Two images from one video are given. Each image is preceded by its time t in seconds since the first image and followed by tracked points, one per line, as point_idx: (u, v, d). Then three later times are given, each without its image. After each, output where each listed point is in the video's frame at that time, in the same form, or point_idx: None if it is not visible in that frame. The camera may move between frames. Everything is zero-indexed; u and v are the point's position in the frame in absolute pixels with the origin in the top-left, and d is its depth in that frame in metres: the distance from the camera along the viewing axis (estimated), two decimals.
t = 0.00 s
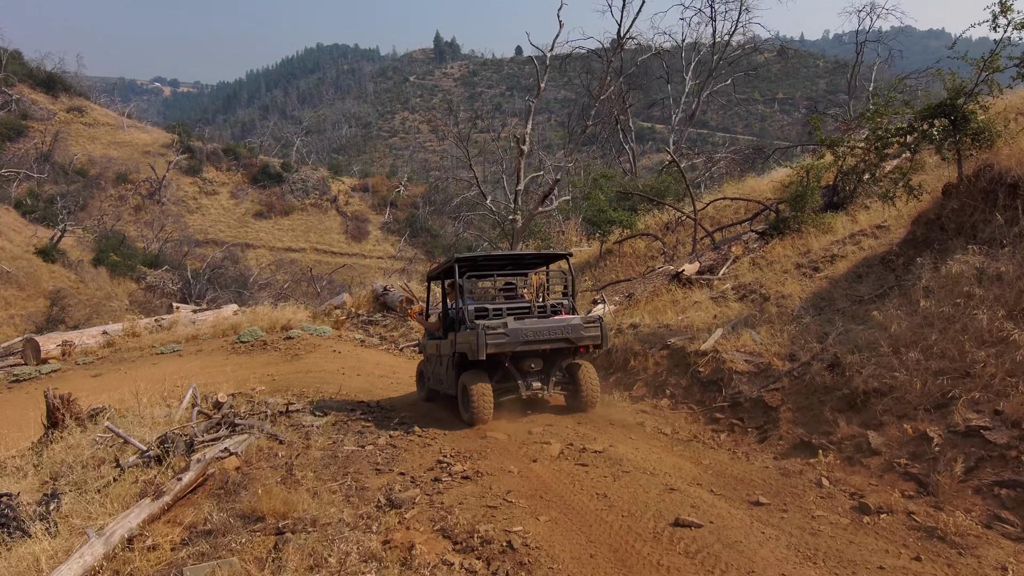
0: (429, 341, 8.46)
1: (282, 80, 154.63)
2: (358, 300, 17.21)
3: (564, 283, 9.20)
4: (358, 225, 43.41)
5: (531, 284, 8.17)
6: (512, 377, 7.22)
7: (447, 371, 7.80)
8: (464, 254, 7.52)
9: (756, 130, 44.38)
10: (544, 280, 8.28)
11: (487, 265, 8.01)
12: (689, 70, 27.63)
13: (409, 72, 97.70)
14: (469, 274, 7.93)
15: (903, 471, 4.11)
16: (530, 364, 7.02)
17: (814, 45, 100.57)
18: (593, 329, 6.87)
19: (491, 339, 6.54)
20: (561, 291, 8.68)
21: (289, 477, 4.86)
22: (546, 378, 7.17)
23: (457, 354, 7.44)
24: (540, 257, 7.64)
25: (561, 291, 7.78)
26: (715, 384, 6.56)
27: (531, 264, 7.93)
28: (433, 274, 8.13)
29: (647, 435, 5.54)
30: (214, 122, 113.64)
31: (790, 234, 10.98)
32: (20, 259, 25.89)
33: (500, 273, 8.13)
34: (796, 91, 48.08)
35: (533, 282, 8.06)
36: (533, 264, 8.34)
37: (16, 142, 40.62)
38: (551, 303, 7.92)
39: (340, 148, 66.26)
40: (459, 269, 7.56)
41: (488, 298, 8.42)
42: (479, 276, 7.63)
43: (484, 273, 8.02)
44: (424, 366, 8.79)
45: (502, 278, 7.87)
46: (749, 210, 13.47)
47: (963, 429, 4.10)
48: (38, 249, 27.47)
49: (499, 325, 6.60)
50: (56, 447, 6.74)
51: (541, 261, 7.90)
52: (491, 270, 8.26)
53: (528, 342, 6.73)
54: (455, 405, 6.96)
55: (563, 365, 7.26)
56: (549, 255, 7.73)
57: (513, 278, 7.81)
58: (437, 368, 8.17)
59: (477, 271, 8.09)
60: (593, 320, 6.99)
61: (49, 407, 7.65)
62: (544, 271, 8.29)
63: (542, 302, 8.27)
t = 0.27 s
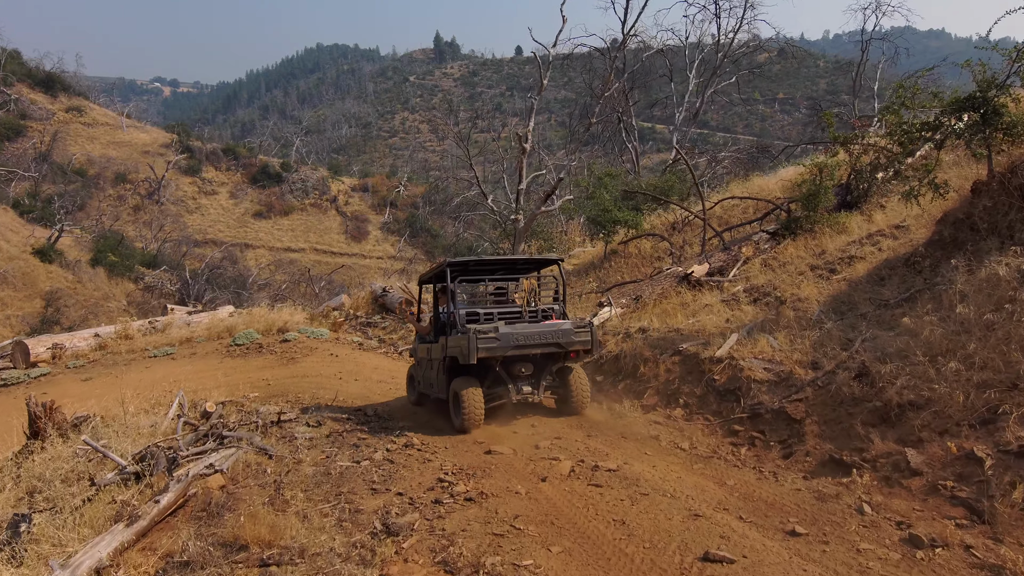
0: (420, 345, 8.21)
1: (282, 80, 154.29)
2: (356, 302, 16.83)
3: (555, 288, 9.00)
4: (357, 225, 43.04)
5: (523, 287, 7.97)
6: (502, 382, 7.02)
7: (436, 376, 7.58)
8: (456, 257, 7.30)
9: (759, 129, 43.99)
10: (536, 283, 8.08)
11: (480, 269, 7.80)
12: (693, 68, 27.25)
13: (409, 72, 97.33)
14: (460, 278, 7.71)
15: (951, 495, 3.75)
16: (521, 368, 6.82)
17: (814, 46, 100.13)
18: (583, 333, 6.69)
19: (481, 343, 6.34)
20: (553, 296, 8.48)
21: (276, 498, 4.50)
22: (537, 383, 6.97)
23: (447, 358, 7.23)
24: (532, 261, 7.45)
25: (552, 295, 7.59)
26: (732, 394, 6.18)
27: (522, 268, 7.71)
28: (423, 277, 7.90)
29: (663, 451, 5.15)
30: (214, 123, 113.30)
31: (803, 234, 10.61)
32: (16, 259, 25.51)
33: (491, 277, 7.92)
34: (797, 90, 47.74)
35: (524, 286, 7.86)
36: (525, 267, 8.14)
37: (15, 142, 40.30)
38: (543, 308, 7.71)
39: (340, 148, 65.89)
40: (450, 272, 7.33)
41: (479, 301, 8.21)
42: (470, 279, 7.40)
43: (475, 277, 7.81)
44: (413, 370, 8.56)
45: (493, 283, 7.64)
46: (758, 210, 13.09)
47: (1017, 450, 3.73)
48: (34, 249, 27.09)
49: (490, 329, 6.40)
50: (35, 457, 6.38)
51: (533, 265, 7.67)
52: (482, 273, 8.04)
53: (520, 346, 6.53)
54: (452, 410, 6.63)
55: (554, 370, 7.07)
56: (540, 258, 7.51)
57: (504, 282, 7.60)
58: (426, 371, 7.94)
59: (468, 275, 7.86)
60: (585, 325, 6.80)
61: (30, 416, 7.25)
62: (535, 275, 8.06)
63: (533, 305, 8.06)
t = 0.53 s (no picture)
0: (410, 350, 8.01)
1: (282, 80, 153.93)
2: (356, 303, 16.46)
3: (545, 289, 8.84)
4: (357, 225, 42.66)
5: (512, 289, 7.82)
6: (494, 385, 6.90)
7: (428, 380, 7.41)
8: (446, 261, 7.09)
9: (761, 128, 43.54)
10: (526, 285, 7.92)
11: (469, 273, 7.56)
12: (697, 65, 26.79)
13: (409, 72, 96.91)
14: (450, 281, 7.54)
15: (1017, 523, 3.41)
16: (514, 370, 6.72)
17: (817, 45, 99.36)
18: (575, 335, 6.58)
19: (474, 347, 6.22)
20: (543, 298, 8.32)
21: (267, 521, 4.12)
22: (529, 385, 6.87)
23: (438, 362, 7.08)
24: (521, 263, 7.32)
25: (542, 296, 7.47)
26: (757, 404, 5.79)
27: (512, 270, 7.54)
28: (412, 281, 7.71)
29: (686, 467, 4.76)
30: (214, 123, 112.88)
31: (819, 234, 10.23)
32: (12, 259, 25.11)
33: (481, 279, 7.73)
34: (799, 90, 47.40)
35: (513, 290, 7.70)
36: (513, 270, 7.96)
37: (14, 142, 39.91)
38: (533, 310, 7.55)
39: (340, 148, 65.52)
40: (439, 275, 7.15)
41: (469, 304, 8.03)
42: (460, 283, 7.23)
43: (465, 280, 7.64)
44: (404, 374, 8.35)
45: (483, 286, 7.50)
46: (768, 209, 12.72)
47: None
48: (32, 249, 26.69)
49: (482, 333, 6.28)
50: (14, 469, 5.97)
51: (523, 267, 7.50)
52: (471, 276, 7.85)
53: (511, 350, 6.41)
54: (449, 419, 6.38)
55: (546, 371, 6.97)
56: (531, 260, 7.34)
57: (495, 285, 7.43)
58: (418, 376, 7.76)
59: (457, 278, 7.67)
60: (576, 327, 6.71)
61: (11, 424, 6.83)
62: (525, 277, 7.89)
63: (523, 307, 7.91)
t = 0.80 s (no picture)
0: (401, 353, 7.94)
1: (282, 80, 153.38)
2: (356, 304, 16.07)
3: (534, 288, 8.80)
4: (357, 224, 42.27)
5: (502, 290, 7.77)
6: (488, 386, 6.90)
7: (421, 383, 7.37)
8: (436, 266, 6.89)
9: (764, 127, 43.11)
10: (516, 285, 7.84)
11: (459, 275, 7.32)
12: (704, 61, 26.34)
13: (409, 71, 96.48)
14: (439, 284, 7.43)
15: None
16: (507, 371, 6.73)
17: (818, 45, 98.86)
18: (567, 335, 6.62)
19: (467, 349, 6.25)
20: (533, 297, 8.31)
21: (259, 548, 3.72)
22: (522, 386, 6.89)
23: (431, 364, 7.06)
24: (511, 265, 7.29)
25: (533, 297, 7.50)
26: (791, 414, 5.36)
27: (502, 271, 7.48)
28: (400, 285, 7.56)
29: (720, 484, 4.35)
30: (214, 122, 112.31)
31: (839, 232, 9.82)
32: (9, 258, 24.69)
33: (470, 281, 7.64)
34: (801, 89, 46.98)
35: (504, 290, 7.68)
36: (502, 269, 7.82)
37: (13, 140, 39.45)
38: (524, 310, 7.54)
39: (340, 148, 65.11)
40: (429, 277, 7.08)
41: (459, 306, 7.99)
42: (450, 285, 7.16)
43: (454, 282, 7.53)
44: (395, 378, 8.26)
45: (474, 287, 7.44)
46: (782, 207, 12.31)
47: None
48: (29, 249, 26.24)
49: (474, 335, 6.30)
50: None
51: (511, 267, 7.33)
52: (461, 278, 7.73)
53: (505, 351, 6.44)
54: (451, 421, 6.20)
55: (538, 371, 7.02)
56: (520, 261, 7.28)
57: (485, 287, 7.36)
58: (410, 379, 7.71)
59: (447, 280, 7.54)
60: (567, 326, 6.76)
61: None
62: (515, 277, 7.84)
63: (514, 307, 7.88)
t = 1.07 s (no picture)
0: (393, 357, 7.76)
1: (281, 80, 152.91)
2: (358, 304, 15.64)
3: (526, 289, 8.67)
4: (357, 224, 41.83)
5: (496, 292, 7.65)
6: (484, 392, 6.78)
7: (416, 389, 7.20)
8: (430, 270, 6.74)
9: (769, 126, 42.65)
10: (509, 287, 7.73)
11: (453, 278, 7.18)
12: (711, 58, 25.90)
13: (409, 72, 96.04)
14: (432, 288, 7.28)
15: None
16: (504, 376, 6.62)
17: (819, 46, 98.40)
18: (564, 338, 6.55)
19: (464, 356, 6.13)
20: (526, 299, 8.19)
21: None
22: (519, 391, 6.77)
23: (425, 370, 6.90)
24: (504, 268, 7.18)
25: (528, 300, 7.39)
26: (837, 424, 4.92)
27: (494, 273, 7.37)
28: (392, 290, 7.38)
29: (770, 508, 3.92)
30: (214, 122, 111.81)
31: (864, 229, 9.39)
32: (7, 258, 24.27)
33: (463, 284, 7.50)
34: (805, 88, 46.51)
35: (497, 293, 7.55)
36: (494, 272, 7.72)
37: (12, 140, 38.99)
38: (519, 313, 7.41)
39: (340, 147, 64.68)
40: (422, 281, 6.94)
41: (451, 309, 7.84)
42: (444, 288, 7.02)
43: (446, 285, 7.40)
44: (387, 383, 8.07)
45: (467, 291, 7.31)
46: (800, 204, 11.81)
47: None
48: (26, 249, 25.79)
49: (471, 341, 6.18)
50: None
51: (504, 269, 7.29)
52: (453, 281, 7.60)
53: (501, 356, 6.34)
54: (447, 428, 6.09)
55: (534, 375, 6.91)
56: (513, 263, 7.17)
57: (478, 289, 7.26)
58: (403, 385, 7.53)
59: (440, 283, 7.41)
60: (564, 329, 6.66)
61: None
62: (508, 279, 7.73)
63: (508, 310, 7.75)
